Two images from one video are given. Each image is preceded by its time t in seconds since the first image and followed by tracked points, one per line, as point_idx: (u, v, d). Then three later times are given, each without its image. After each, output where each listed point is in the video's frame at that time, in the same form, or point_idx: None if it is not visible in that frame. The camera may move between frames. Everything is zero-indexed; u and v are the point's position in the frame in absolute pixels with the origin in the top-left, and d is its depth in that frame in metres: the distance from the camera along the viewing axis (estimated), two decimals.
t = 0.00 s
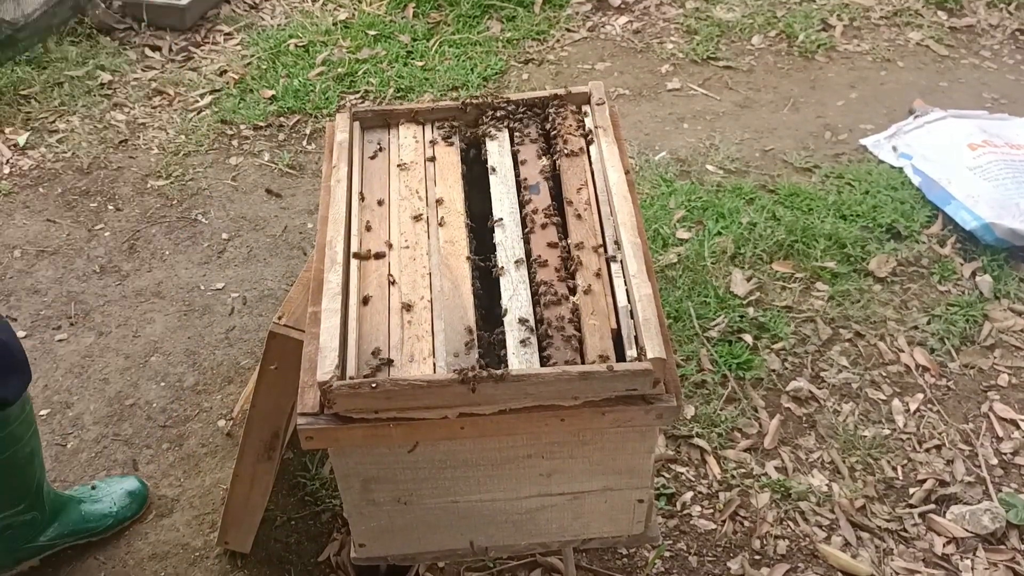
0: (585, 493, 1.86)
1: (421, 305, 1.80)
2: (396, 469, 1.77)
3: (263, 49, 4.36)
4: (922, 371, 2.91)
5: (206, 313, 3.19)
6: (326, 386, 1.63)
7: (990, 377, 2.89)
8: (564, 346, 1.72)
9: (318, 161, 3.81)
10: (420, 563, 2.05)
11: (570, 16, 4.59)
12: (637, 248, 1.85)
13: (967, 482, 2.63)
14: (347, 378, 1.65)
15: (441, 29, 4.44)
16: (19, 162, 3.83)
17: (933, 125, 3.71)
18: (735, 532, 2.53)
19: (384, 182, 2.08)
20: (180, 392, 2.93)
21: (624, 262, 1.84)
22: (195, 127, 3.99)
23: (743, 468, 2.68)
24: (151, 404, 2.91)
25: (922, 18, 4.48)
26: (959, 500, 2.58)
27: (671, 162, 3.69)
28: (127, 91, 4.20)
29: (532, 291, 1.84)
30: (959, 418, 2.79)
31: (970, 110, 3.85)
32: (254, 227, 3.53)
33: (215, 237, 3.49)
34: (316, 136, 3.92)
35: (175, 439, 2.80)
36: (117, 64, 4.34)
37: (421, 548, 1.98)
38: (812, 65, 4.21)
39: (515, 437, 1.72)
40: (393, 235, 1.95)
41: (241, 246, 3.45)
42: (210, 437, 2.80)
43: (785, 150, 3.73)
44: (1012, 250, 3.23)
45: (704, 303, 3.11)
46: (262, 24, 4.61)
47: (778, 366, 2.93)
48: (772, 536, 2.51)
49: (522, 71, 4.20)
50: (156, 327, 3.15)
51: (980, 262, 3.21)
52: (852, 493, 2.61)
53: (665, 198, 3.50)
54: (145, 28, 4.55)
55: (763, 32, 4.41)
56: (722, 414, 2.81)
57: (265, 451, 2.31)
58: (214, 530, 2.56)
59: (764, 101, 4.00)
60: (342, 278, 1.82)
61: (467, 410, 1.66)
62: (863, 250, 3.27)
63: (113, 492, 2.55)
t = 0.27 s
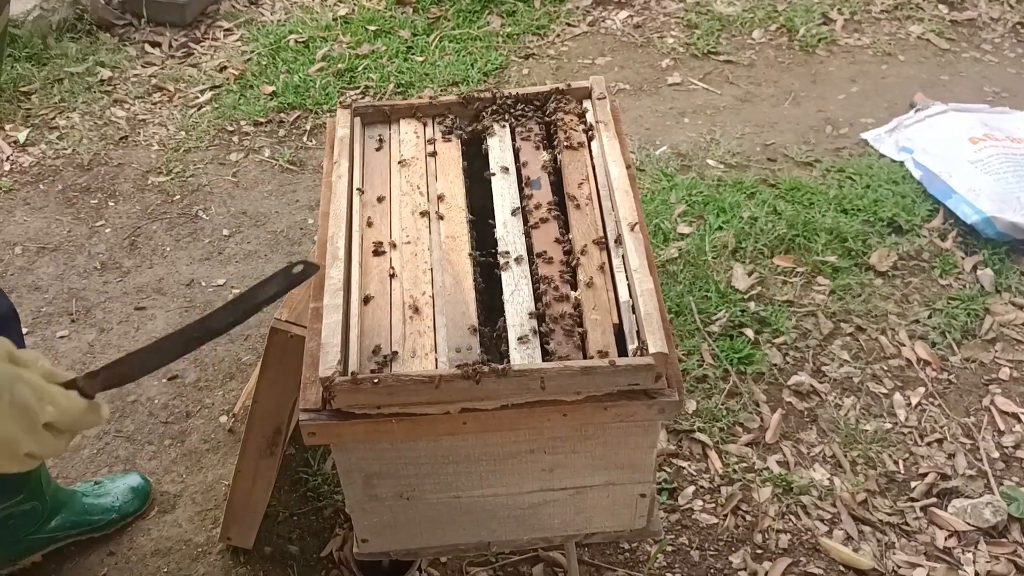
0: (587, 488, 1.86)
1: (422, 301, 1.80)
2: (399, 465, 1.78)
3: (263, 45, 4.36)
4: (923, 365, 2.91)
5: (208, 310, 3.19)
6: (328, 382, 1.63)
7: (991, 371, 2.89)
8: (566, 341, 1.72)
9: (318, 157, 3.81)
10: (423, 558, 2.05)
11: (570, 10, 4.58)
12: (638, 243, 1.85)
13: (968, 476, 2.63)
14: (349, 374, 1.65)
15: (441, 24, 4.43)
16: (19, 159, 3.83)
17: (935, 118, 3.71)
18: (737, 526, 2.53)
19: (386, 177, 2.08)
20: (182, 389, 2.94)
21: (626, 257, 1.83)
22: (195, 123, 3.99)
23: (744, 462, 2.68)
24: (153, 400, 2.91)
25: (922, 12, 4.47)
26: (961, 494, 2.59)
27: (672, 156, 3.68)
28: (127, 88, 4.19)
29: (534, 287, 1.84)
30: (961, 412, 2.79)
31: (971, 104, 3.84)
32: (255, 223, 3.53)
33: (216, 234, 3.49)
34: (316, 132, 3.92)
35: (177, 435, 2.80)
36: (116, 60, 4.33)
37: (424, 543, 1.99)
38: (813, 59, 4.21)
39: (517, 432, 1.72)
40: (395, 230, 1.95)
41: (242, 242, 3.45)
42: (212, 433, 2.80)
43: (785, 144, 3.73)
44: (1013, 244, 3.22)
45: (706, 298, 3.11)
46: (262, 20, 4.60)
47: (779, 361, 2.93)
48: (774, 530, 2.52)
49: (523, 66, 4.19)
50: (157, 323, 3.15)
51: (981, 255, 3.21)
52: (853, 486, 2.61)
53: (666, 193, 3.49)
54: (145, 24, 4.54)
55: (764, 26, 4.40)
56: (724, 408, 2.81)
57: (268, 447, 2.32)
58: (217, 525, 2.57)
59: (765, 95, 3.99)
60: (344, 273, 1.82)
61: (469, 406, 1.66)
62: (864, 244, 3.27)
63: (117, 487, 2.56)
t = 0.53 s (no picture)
0: (590, 476, 1.87)
1: (423, 292, 1.80)
2: (402, 456, 1.78)
3: (259, 40, 4.35)
4: (925, 349, 2.91)
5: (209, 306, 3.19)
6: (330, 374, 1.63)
7: (993, 354, 2.89)
8: (567, 330, 1.72)
9: (316, 151, 3.80)
10: (427, 549, 2.06)
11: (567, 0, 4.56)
12: (638, 231, 1.85)
13: (971, 459, 2.63)
14: (351, 366, 1.65)
15: (438, 16, 4.42)
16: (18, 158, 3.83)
17: (934, 102, 3.69)
18: (741, 512, 2.54)
19: (384, 170, 2.08)
20: (185, 385, 2.94)
21: (626, 245, 1.83)
22: (193, 119, 3.98)
23: (747, 449, 2.68)
24: (156, 397, 2.91)
25: None
26: (964, 477, 2.59)
27: (671, 145, 3.68)
28: (124, 85, 4.19)
29: (534, 276, 1.84)
30: (963, 395, 2.79)
31: (970, 87, 3.83)
32: (254, 218, 3.52)
33: (216, 229, 3.49)
34: (314, 125, 3.91)
35: (181, 431, 2.81)
36: (113, 58, 4.32)
37: (428, 534, 1.99)
38: (811, 45, 4.19)
39: (520, 421, 1.72)
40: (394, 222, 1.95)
41: (242, 237, 3.45)
42: (216, 429, 2.81)
43: (784, 130, 3.72)
44: (1014, 227, 3.22)
45: (707, 285, 3.10)
46: (258, 14, 4.59)
47: (781, 347, 2.93)
48: (778, 516, 2.52)
49: (520, 57, 4.18)
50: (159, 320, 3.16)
51: (981, 238, 3.21)
52: (856, 471, 2.61)
53: (665, 181, 3.49)
54: (141, 21, 4.53)
55: (761, 13, 4.39)
56: (726, 396, 2.81)
57: (272, 441, 2.32)
58: (222, 520, 2.58)
59: (763, 82, 3.98)
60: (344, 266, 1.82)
61: (471, 396, 1.66)
62: (864, 229, 3.26)
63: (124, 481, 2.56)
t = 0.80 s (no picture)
0: (593, 459, 1.87)
1: (423, 278, 1.80)
2: (405, 442, 1.78)
3: (254, 32, 4.34)
4: (926, 330, 2.91)
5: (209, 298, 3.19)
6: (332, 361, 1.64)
7: (994, 333, 2.90)
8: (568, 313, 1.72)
9: (314, 142, 3.79)
10: (432, 535, 2.06)
11: None
12: (637, 213, 1.85)
13: (974, 438, 2.64)
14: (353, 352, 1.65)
15: (433, 5, 4.40)
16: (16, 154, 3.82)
17: (932, 83, 3.68)
18: (745, 495, 2.54)
19: (382, 157, 2.07)
20: (187, 377, 2.94)
21: (625, 227, 1.83)
22: (190, 112, 3.97)
23: (750, 432, 2.69)
24: (159, 390, 2.91)
25: None
26: (966, 456, 2.60)
27: (669, 130, 3.67)
28: (120, 79, 4.17)
29: (534, 260, 1.84)
30: (965, 375, 2.79)
31: (967, 67, 3.82)
32: (253, 210, 3.52)
33: (215, 222, 3.48)
34: (311, 117, 3.90)
35: (184, 423, 2.81)
36: (108, 53, 4.31)
37: (433, 520, 2.00)
38: (807, 27, 4.18)
39: (522, 405, 1.73)
40: (394, 209, 1.95)
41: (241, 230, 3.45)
42: (219, 420, 2.81)
43: (782, 114, 3.71)
44: (1013, 206, 3.22)
45: (707, 270, 3.10)
46: (253, 7, 4.57)
47: (782, 330, 2.93)
48: (781, 498, 2.53)
49: (517, 44, 4.17)
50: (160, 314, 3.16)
51: (981, 218, 3.20)
52: (859, 452, 2.62)
53: (664, 166, 3.48)
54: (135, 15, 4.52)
55: None
56: (728, 379, 2.82)
57: (275, 431, 2.33)
58: (227, 511, 2.58)
59: (761, 65, 3.97)
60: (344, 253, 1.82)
61: (474, 380, 1.67)
62: (864, 211, 3.26)
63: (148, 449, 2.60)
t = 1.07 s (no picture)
0: (594, 439, 1.88)
1: (421, 260, 1.80)
2: (406, 424, 1.79)
3: (248, 22, 4.32)
4: (925, 308, 2.91)
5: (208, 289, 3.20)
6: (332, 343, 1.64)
7: (993, 311, 2.90)
8: (566, 292, 1.72)
9: (310, 131, 3.79)
10: (434, 517, 2.07)
11: None
12: (634, 191, 1.85)
13: (973, 415, 2.64)
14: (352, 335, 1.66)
15: None
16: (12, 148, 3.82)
17: (928, 62, 3.68)
18: (746, 475, 2.55)
19: (378, 141, 2.07)
20: (188, 367, 2.95)
21: (622, 205, 1.83)
22: (185, 104, 3.97)
23: (750, 412, 2.69)
24: (159, 380, 2.92)
25: None
26: (966, 433, 2.60)
27: (665, 113, 3.66)
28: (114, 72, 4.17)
29: (531, 241, 1.84)
30: (964, 352, 2.80)
31: (963, 45, 3.81)
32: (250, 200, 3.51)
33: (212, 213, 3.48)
34: (307, 106, 3.90)
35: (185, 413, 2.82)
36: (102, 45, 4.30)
37: (435, 502, 2.01)
38: (802, 8, 4.17)
39: (522, 385, 1.73)
40: (390, 192, 1.95)
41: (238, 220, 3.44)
42: (220, 410, 2.82)
43: (779, 95, 3.70)
44: (1011, 184, 3.22)
45: (705, 252, 3.10)
46: None
47: (781, 311, 2.94)
48: (782, 477, 2.54)
49: (511, 30, 4.16)
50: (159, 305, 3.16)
51: (979, 196, 3.20)
52: (859, 431, 2.62)
53: (661, 150, 3.48)
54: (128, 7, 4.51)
55: None
56: (727, 360, 2.82)
57: (276, 418, 2.34)
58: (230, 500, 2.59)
59: (757, 47, 3.96)
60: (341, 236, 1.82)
61: (474, 360, 1.66)
62: (861, 191, 3.26)
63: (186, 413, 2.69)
